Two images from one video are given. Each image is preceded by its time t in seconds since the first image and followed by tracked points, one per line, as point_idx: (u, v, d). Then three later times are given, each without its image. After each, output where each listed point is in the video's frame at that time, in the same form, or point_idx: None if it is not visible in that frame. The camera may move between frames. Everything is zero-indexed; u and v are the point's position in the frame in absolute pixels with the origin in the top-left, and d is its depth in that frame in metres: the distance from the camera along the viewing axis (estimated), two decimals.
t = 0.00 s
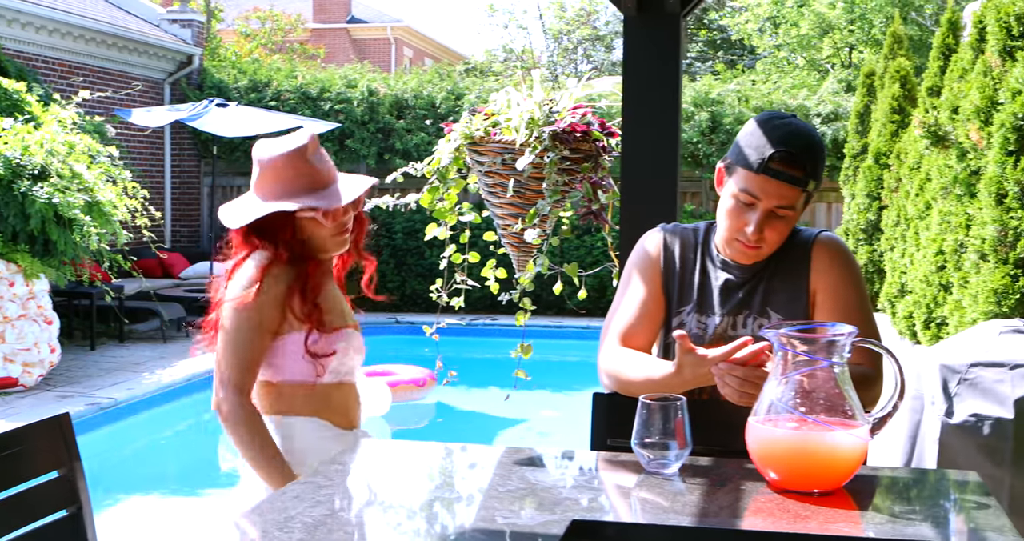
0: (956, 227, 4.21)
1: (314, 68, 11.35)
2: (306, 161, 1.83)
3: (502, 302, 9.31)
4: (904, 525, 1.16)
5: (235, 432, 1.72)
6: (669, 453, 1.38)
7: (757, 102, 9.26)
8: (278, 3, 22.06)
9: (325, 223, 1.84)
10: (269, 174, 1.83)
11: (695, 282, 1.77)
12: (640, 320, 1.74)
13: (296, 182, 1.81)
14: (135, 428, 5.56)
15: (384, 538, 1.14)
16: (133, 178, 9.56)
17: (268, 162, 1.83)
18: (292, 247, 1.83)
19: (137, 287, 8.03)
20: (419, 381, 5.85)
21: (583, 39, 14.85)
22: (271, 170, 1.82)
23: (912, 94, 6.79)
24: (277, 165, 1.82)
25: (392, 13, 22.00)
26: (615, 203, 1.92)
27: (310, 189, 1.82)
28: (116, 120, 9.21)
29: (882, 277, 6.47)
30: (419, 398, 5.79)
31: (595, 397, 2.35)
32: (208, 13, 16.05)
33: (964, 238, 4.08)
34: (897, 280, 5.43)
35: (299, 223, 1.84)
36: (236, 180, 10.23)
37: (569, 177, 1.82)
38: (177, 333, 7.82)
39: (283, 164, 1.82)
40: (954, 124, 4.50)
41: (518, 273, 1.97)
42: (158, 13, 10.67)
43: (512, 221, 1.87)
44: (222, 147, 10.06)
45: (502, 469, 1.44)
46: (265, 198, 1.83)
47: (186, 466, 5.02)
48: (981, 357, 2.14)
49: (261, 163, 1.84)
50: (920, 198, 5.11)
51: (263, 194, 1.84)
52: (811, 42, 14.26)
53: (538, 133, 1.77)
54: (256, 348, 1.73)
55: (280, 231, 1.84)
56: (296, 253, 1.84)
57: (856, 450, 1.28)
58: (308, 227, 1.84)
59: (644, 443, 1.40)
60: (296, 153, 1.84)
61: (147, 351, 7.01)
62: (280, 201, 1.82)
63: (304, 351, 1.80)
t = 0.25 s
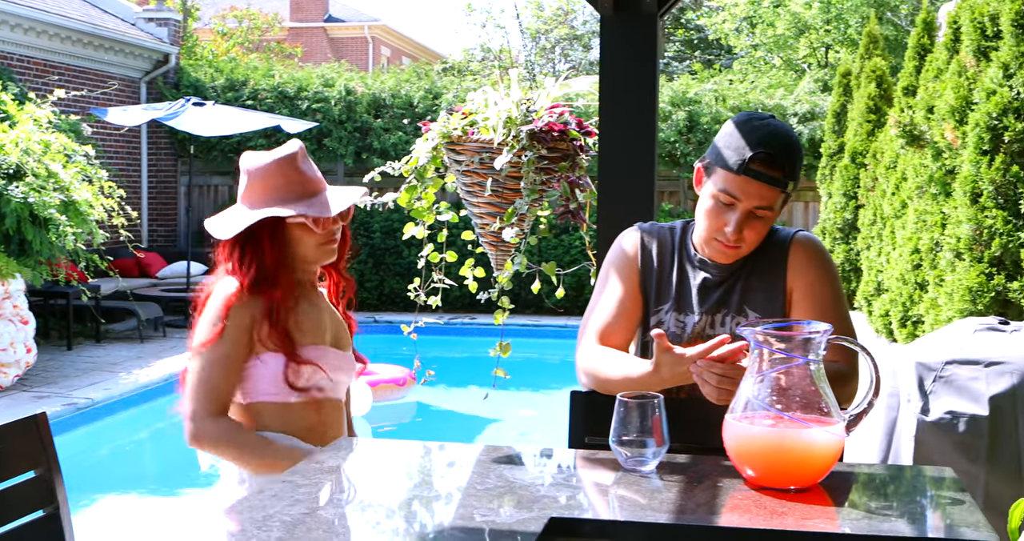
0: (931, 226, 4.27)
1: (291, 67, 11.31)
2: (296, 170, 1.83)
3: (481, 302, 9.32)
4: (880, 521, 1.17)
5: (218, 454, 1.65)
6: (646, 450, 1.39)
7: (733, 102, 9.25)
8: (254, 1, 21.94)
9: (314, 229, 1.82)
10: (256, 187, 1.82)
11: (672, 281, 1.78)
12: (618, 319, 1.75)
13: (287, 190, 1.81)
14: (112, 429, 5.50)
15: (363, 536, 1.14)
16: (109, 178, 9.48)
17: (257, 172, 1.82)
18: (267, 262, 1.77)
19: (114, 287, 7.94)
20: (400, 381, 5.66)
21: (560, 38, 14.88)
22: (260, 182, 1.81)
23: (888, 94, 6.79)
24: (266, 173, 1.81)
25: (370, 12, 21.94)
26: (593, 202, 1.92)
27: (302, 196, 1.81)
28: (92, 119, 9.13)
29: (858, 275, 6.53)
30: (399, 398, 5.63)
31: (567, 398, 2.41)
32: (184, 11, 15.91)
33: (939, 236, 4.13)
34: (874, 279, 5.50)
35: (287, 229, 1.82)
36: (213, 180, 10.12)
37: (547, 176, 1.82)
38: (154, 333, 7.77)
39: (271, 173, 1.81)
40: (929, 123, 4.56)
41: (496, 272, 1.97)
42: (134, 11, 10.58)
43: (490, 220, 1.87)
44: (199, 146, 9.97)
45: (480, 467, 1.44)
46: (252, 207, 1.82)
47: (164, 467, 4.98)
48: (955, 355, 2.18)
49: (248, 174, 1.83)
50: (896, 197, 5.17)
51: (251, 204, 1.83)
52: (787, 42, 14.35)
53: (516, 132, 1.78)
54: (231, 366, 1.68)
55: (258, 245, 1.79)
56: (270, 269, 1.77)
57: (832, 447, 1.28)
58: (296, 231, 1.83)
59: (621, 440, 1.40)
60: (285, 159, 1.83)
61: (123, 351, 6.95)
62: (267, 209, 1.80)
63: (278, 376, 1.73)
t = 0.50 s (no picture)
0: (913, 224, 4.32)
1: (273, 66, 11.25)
2: (306, 155, 1.93)
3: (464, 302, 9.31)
4: (864, 519, 1.17)
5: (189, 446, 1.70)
6: (630, 450, 1.39)
7: (715, 102, 9.27)
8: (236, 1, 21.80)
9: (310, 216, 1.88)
10: (267, 163, 1.90)
11: (656, 281, 1.78)
12: (602, 319, 1.75)
13: (290, 172, 1.90)
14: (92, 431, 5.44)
15: (348, 537, 1.13)
16: (90, 177, 9.41)
17: (268, 150, 1.90)
18: (250, 242, 1.88)
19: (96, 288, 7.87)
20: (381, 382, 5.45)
21: (542, 38, 14.89)
22: (270, 159, 1.90)
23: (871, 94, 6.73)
24: (277, 152, 1.90)
25: (353, 12, 21.86)
26: (576, 201, 1.93)
27: (308, 181, 1.92)
28: (73, 118, 9.05)
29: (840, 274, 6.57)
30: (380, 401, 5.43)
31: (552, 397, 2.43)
32: (166, 10, 15.79)
33: (921, 236, 4.19)
34: (855, 278, 5.55)
35: (280, 209, 1.89)
36: (195, 180, 10.05)
37: (530, 176, 1.83)
38: (136, 334, 7.71)
39: (281, 152, 1.91)
40: (910, 123, 4.61)
41: (479, 271, 1.98)
42: (115, 10, 10.50)
43: (474, 220, 1.87)
44: (180, 146, 9.90)
45: (464, 467, 1.44)
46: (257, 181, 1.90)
47: (146, 468, 4.94)
48: (937, 353, 2.08)
49: (258, 153, 1.91)
50: (878, 196, 5.22)
51: (257, 179, 1.91)
52: (769, 42, 14.43)
53: (500, 132, 1.78)
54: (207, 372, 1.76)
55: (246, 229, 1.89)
56: (256, 249, 1.88)
57: (815, 445, 1.29)
58: (288, 214, 1.89)
59: (606, 439, 1.40)
60: (299, 141, 1.93)
61: (104, 351, 6.89)
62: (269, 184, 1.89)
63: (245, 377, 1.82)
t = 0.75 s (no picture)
0: (898, 224, 4.50)
1: (258, 65, 11.20)
2: (335, 150, 1.96)
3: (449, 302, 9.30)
4: (851, 518, 1.18)
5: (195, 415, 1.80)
6: (619, 450, 1.39)
7: (701, 102, 9.30)
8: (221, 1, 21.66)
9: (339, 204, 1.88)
10: (296, 154, 1.91)
11: (644, 281, 1.79)
12: (590, 319, 1.75)
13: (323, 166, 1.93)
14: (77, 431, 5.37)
15: (338, 538, 1.13)
16: (74, 177, 9.33)
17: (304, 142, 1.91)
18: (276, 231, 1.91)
19: (79, 288, 7.81)
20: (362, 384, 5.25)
21: (528, 38, 14.90)
22: (300, 151, 1.90)
23: (854, 94, 6.85)
24: (310, 146, 1.92)
25: (338, 12, 21.76)
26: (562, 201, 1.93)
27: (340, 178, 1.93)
28: (56, 118, 8.96)
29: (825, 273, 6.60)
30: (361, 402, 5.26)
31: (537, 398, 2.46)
32: (150, 9, 15.67)
33: (906, 235, 4.36)
34: (841, 278, 5.60)
35: (307, 200, 1.90)
36: (179, 179, 9.99)
37: (517, 176, 1.83)
38: (120, 334, 7.65)
39: (313, 147, 1.92)
40: (897, 123, 4.66)
41: (466, 271, 1.97)
42: (99, 9, 10.41)
43: (461, 220, 1.87)
44: (165, 146, 9.84)
45: (452, 466, 1.44)
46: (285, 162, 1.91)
47: (131, 469, 4.90)
48: (923, 352, 2.06)
49: (290, 145, 1.91)
50: (864, 196, 5.27)
51: (287, 164, 1.90)
52: (754, 42, 14.50)
53: (486, 132, 1.78)
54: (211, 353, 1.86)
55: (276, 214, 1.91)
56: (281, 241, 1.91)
57: (802, 445, 1.30)
58: (314, 206, 1.91)
59: (595, 439, 1.40)
60: (331, 139, 1.97)
61: (88, 352, 6.83)
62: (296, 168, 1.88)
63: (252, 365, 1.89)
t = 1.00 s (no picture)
0: (886, 224, 4.54)
1: (245, 65, 11.15)
2: (358, 153, 1.96)
3: (437, 302, 9.29)
4: (840, 517, 1.19)
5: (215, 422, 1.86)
6: (608, 450, 1.39)
7: (687, 102, 9.31)
8: None
9: (356, 203, 1.88)
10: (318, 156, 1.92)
11: (636, 281, 1.80)
12: (580, 323, 1.78)
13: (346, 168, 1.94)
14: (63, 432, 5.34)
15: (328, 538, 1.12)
16: (60, 177, 9.27)
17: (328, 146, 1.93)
18: (298, 226, 1.89)
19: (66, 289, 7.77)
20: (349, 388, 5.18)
21: (514, 38, 14.91)
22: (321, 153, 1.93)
23: (840, 93, 6.87)
24: (331, 149, 1.93)
25: (325, 11, 21.71)
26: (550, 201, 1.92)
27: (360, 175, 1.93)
28: (41, 118, 8.90)
29: (812, 273, 6.64)
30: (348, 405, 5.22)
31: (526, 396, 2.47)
32: (136, 9, 15.58)
33: (892, 235, 4.39)
34: (827, 277, 5.63)
35: (326, 197, 1.89)
36: (166, 179, 9.95)
37: (504, 175, 1.83)
38: (107, 334, 7.61)
39: (335, 148, 1.93)
40: (883, 123, 4.69)
41: (454, 271, 1.98)
42: (85, 8, 10.35)
43: (449, 220, 1.86)
44: (151, 145, 9.78)
45: (440, 467, 1.43)
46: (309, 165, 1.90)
47: (117, 470, 4.87)
48: (910, 351, 2.06)
49: (318, 147, 1.94)
50: (850, 195, 5.29)
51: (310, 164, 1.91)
52: (740, 42, 14.56)
53: (474, 131, 1.77)
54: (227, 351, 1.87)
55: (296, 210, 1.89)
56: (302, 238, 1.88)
57: (791, 444, 1.30)
58: (333, 204, 1.90)
59: (583, 439, 1.40)
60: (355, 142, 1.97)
61: (75, 352, 6.78)
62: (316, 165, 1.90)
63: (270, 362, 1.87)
